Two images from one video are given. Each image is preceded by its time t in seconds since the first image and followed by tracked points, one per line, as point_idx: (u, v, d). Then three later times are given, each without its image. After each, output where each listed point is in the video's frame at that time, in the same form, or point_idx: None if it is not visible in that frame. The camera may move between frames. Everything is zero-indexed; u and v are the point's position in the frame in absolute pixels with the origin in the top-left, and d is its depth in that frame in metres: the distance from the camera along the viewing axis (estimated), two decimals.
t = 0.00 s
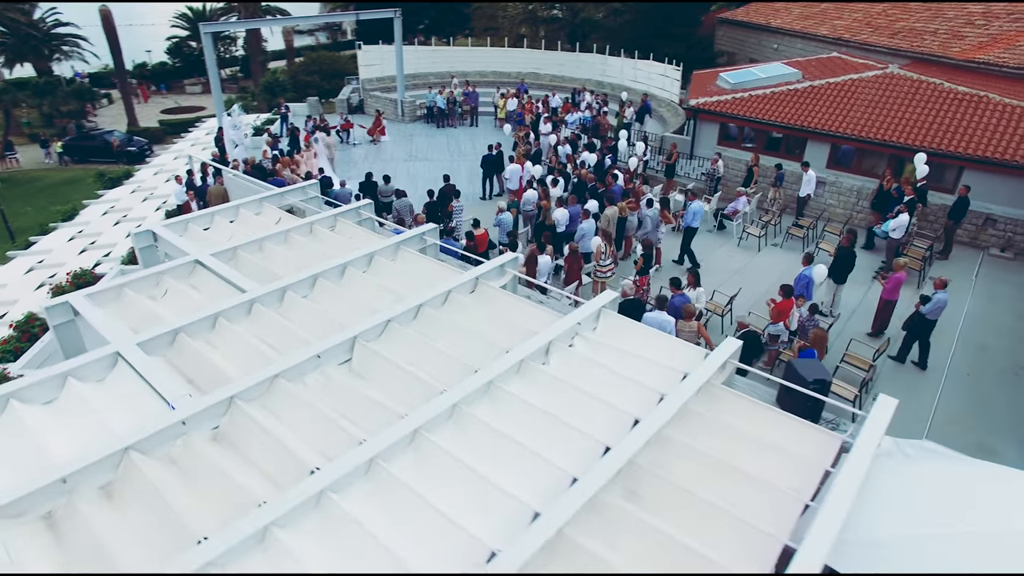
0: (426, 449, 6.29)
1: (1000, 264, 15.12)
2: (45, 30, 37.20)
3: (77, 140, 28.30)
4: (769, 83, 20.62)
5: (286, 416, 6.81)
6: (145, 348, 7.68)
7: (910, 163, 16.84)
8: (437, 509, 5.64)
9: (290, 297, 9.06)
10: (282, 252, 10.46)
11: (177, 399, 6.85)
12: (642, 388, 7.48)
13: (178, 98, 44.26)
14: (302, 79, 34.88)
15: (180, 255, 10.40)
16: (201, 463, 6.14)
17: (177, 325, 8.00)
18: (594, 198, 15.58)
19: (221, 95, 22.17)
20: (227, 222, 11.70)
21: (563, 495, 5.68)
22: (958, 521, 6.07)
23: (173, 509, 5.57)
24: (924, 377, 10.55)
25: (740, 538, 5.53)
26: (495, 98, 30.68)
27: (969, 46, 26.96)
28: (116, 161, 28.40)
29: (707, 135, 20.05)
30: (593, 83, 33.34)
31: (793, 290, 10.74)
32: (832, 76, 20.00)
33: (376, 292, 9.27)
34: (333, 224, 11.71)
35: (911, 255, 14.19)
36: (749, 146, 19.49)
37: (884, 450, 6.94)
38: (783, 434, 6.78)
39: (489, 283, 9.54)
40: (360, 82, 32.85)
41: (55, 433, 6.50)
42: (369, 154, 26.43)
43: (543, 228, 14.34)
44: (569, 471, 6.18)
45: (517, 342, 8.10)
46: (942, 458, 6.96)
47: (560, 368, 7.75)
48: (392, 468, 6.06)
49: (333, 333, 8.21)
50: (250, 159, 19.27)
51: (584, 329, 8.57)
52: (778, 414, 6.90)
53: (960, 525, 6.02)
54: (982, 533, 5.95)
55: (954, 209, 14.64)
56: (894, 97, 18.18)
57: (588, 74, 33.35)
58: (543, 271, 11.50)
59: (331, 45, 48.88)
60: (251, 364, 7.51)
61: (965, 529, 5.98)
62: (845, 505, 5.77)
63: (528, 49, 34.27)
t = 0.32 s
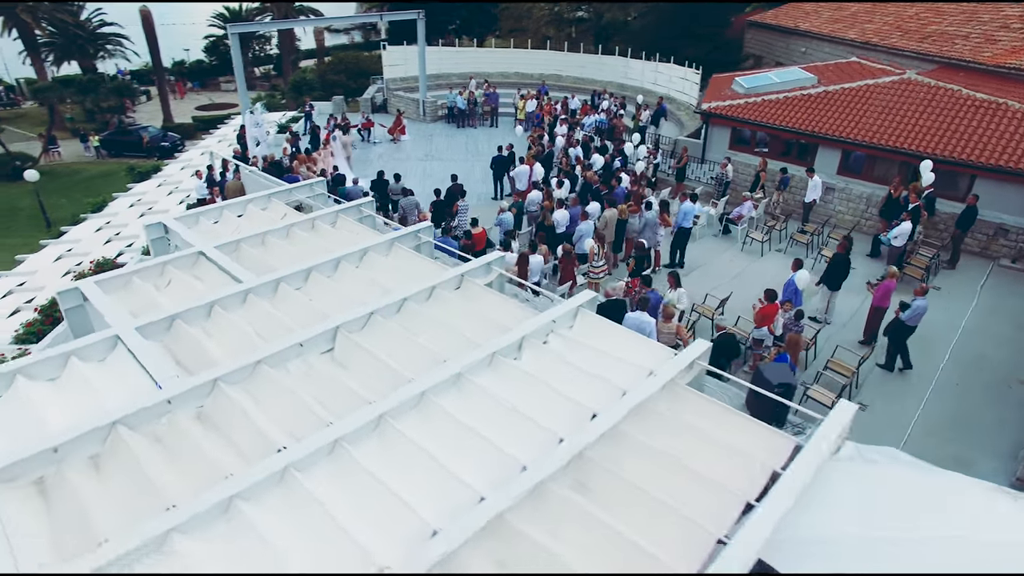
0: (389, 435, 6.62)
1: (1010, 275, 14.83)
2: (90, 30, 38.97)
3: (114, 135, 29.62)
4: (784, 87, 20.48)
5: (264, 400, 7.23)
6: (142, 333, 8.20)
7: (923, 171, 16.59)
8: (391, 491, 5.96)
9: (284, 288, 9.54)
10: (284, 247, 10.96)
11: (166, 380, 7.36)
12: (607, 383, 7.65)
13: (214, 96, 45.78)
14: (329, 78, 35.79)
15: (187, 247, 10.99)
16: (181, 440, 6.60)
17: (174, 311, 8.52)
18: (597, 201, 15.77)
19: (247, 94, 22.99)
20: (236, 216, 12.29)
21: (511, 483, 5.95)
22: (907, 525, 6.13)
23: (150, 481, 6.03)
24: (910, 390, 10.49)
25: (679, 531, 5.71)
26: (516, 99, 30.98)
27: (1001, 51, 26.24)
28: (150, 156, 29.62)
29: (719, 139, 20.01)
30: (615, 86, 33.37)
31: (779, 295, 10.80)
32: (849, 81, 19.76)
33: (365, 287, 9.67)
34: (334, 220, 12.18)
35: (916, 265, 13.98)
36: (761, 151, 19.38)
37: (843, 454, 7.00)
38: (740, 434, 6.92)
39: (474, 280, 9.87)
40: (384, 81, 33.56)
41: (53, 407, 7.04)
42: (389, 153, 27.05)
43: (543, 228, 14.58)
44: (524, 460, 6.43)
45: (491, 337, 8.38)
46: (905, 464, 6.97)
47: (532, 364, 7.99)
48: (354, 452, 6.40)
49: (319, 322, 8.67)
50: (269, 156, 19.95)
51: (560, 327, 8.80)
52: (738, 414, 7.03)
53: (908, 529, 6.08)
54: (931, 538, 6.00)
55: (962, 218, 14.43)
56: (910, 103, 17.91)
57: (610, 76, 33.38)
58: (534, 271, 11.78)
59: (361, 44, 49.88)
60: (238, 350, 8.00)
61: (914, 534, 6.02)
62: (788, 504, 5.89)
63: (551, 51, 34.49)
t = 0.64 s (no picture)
0: (356, 423, 7.00)
1: (1018, 286, 14.55)
2: (131, 29, 40.54)
3: (148, 131, 30.85)
4: (797, 92, 20.31)
5: (245, 386, 7.67)
6: (141, 319, 8.74)
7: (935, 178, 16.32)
8: (352, 474, 6.32)
9: (279, 281, 10.00)
10: (284, 242, 11.43)
11: (157, 363, 7.87)
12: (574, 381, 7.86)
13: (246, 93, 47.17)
14: (354, 78, 36.57)
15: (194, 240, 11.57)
16: (166, 419, 7.09)
17: (172, 300, 9.05)
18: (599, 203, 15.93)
19: (269, 93, 23.76)
20: (243, 212, 12.85)
21: (462, 471, 6.25)
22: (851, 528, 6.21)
23: (132, 456, 6.51)
24: (894, 399, 10.42)
25: (623, 522, 5.95)
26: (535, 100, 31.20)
27: None
28: (182, 151, 30.78)
29: (729, 144, 19.94)
30: (635, 89, 33.34)
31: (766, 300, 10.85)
32: (864, 86, 19.52)
33: (354, 282, 10.07)
34: (335, 217, 12.62)
35: (918, 273, 13.79)
36: (772, 156, 19.26)
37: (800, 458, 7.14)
38: (697, 434, 7.11)
39: (461, 278, 10.16)
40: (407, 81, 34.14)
41: (53, 385, 7.59)
42: (407, 152, 27.56)
43: (543, 229, 14.82)
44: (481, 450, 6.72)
45: (468, 333, 8.68)
46: (863, 468, 7.02)
47: (504, 360, 8.25)
48: (322, 436, 6.79)
49: (306, 314, 9.10)
50: (287, 154, 20.59)
51: (538, 325, 9.04)
52: (696, 416, 7.19)
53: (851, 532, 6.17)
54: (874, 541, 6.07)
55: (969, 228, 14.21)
56: (925, 110, 17.62)
57: (631, 79, 33.35)
58: (525, 270, 12.06)
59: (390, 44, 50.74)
60: (227, 337, 8.48)
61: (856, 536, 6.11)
62: (730, 503, 6.05)
63: (573, 53, 34.58)
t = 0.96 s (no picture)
0: (327, 411, 7.35)
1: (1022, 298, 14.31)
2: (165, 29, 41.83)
3: (177, 128, 31.92)
4: (809, 97, 20.15)
5: (230, 373, 8.10)
6: (141, 309, 9.26)
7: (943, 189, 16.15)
8: (316, 461, 6.66)
9: (273, 276, 10.45)
10: (283, 238, 11.88)
11: (151, 351, 8.37)
12: (542, 377, 8.06)
13: (274, 91, 48.30)
14: (376, 78, 37.25)
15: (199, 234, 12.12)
16: (152, 403, 7.55)
17: (171, 291, 9.56)
18: (599, 205, 16.08)
19: (289, 93, 24.43)
20: (249, 209, 13.39)
21: (420, 459, 6.54)
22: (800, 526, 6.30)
23: (116, 436, 6.98)
24: (875, 408, 10.40)
25: (567, 512, 6.12)
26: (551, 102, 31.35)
27: None
28: (209, 148, 31.78)
29: (738, 149, 19.87)
30: (654, 92, 33.27)
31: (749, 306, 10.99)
32: (877, 92, 19.29)
33: (344, 278, 10.45)
34: (335, 215, 13.03)
35: (917, 282, 13.65)
36: (779, 162, 19.12)
37: (757, 460, 7.27)
38: (657, 434, 7.25)
39: (447, 277, 10.46)
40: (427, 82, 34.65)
41: (53, 367, 8.11)
42: (422, 152, 28.03)
43: (541, 230, 15.02)
44: (443, 439, 6.99)
45: (447, 329, 8.96)
46: (821, 470, 7.08)
47: (477, 356, 8.51)
48: (293, 423, 7.15)
49: (295, 307, 9.52)
50: (302, 153, 21.17)
51: (515, 323, 9.26)
52: (656, 416, 7.36)
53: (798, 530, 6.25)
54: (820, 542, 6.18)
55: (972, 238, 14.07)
56: (937, 117, 17.35)
57: (650, 81, 33.28)
58: (516, 271, 12.37)
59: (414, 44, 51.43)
60: (220, 328, 8.96)
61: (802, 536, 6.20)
62: (676, 500, 6.21)
63: (592, 55, 34.64)
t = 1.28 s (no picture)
0: (301, 402, 7.71)
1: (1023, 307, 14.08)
2: (193, 30, 42.99)
3: (200, 126, 32.89)
4: (816, 102, 20.00)
5: (214, 364, 8.51)
6: (137, 300, 9.73)
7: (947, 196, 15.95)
8: (284, 448, 7.01)
9: (266, 271, 10.86)
10: (280, 235, 12.31)
11: (143, 340, 8.82)
12: (510, 375, 8.28)
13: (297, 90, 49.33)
14: (394, 78, 37.83)
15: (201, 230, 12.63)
16: (140, 389, 8.00)
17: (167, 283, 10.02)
18: (596, 207, 16.24)
19: (303, 93, 24.99)
20: (252, 207, 13.88)
21: (380, 449, 6.84)
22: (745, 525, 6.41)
23: (102, 419, 7.43)
24: (854, 417, 10.41)
25: (513, 504, 6.35)
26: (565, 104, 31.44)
27: None
28: (231, 145, 32.75)
29: (742, 153, 19.83)
30: (669, 94, 33.21)
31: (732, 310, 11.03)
32: (885, 97, 19.09)
33: (333, 275, 10.80)
34: (333, 214, 13.43)
35: (912, 290, 13.51)
36: (783, 167, 19.02)
37: (716, 462, 7.40)
38: (615, 433, 7.42)
39: (432, 275, 10.77)
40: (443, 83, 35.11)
41: (51, 353, 8.62)
42: (434, 152, 28.43)
43: (537, 231, 15.22)
44: (406, 431, 7.27)
45: (424, 326, 9.25)
46: (775, 473, 7.18)
47: (451, 352, 8.77)
48: (267, 412, 7.51)
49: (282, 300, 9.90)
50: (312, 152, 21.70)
51: (492, 322, 9.52)
52: (616, 415, 7.55)
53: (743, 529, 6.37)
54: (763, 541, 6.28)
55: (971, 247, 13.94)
56: (944, 123, 17.14)
57: (664, 84, 33.22)
58: (504, 270, 12.59)
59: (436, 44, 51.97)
60: (208, 319, 9.38)
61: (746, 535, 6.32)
62: (623, 496, 6.39)
63: (607, 57, 34.68)
